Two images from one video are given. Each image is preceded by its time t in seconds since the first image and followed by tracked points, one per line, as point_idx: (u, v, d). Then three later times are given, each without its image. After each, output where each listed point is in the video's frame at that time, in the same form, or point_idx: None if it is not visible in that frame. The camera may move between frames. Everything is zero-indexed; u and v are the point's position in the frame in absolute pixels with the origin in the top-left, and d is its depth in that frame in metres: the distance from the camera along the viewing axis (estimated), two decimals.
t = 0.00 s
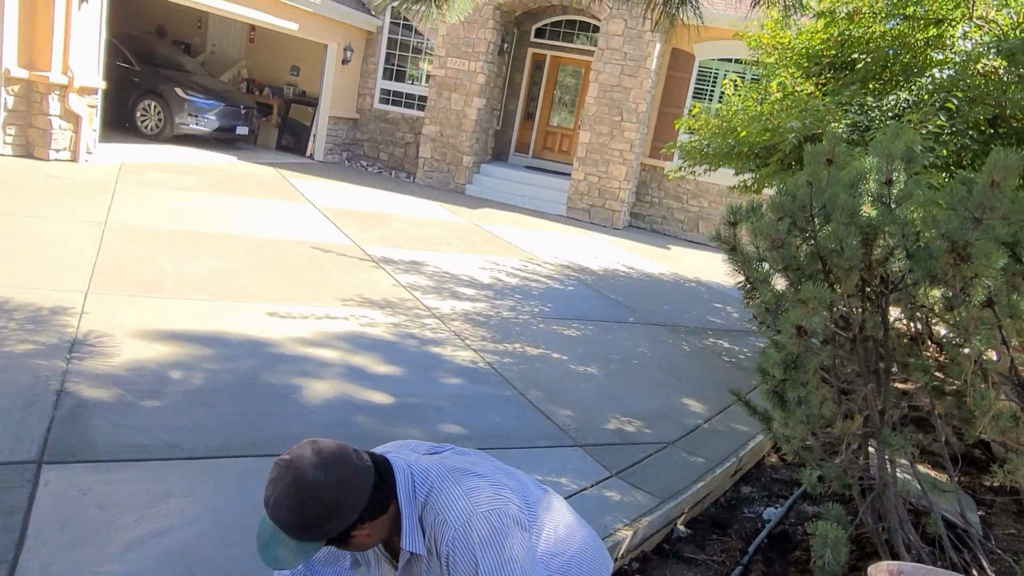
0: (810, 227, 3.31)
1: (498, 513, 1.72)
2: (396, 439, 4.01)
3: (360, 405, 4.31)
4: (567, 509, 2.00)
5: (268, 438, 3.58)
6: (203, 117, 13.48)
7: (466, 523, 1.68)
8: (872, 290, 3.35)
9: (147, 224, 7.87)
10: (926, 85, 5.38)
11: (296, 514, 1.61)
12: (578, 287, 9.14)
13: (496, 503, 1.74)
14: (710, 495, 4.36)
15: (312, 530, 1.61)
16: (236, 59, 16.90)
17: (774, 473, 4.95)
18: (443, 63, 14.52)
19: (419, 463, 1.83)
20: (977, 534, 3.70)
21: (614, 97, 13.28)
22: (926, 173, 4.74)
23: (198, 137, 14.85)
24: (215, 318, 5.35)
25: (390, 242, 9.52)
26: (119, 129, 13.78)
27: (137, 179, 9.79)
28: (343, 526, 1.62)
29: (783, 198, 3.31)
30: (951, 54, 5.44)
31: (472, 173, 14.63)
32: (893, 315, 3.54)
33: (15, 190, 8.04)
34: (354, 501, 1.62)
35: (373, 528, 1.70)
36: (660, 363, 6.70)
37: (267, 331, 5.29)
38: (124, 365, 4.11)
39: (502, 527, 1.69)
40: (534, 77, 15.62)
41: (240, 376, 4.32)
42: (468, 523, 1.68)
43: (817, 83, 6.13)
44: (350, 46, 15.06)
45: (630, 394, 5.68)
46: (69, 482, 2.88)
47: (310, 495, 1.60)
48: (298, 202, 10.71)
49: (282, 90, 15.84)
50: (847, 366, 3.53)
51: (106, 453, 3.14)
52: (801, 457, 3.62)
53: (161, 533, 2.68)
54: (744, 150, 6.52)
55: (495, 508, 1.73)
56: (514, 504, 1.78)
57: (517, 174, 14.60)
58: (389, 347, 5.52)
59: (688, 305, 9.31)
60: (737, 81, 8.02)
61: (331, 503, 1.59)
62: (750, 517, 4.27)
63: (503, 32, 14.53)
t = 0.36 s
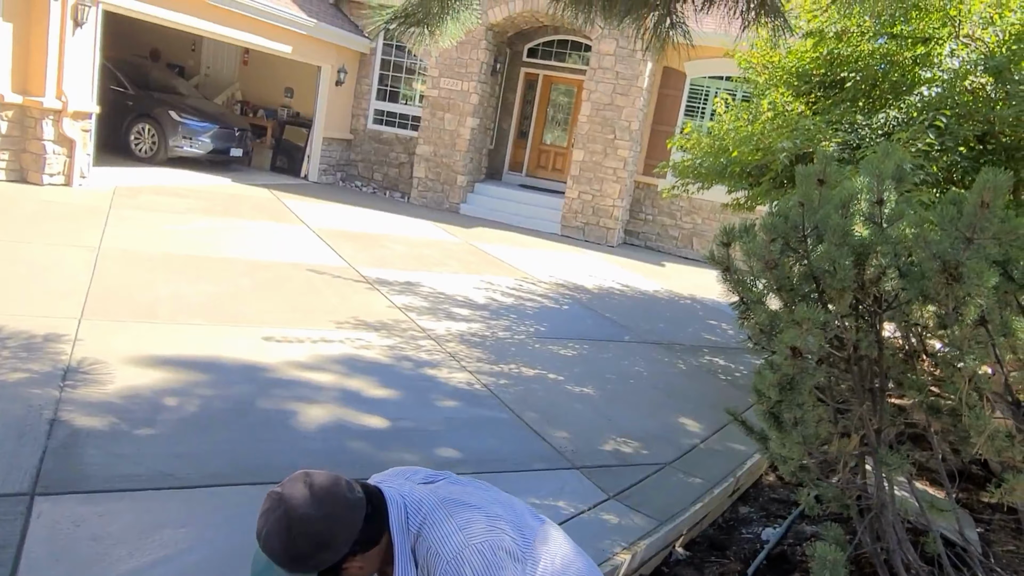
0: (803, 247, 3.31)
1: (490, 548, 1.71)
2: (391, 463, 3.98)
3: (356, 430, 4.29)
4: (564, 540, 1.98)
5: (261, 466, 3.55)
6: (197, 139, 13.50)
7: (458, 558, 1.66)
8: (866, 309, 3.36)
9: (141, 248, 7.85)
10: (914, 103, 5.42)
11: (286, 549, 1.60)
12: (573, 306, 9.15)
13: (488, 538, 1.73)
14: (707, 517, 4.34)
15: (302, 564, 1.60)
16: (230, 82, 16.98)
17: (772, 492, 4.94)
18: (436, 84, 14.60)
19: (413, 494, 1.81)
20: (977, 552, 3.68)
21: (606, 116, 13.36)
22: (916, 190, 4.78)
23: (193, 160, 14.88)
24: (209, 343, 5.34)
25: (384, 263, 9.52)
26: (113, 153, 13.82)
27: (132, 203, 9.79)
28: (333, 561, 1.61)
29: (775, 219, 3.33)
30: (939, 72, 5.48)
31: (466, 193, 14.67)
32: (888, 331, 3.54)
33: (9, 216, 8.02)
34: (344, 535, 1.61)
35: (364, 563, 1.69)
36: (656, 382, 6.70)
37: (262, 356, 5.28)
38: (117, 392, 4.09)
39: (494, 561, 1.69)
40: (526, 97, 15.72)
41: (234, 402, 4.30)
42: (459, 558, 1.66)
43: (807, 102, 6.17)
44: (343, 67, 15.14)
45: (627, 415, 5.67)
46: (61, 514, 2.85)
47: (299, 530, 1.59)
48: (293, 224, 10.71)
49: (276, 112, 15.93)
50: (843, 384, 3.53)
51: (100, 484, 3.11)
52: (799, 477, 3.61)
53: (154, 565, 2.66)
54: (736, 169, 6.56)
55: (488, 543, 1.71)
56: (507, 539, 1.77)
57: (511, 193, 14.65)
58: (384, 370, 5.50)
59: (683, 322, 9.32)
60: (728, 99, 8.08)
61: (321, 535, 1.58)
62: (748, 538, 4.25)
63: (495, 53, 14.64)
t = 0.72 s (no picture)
0: (798, 259, 3.32)
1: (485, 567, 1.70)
2: (389, 480, 3.97)
3: (353, 446, 4.28)
4: (562, 562, 1.97)
5: (258, 484, 3.54)
6: (193, 154, 13.51)
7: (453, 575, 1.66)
8: (861, 320, 3.37)
9: (138, 264, 7.85)
10: (907, 112, 5.45)
11: (282, 566, 1.61)
12: (570, 317, 9.15)
13: (485, 557, 1.73)
14: (707, 529, 4.33)
15: None
16: (225, 96, 17.03)
17: (771, 503, 4.93)
18: (431, 96, 14.65)
19: (411, 512, 1.81)
20: (976, 561, 3.67)
21: (601, 126, 13.41)
22: (910, 199, 4.80)
23: (189, 174, 14.90)
24: (206, 360, 5.33)
25: (381, 277, 9.52)
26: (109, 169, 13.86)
27: (127, 219, 9.78)
28: None
29: (769, 231, 3.34)
30: (931, 81, 5.52)
31: (463, 204, 14.71)
32: (883, 340, 3.55)
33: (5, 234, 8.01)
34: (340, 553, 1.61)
35: None
36: (654, 393, 6.69)
37: (259, 372, 5.27)
38: (114, 411, 4.08)
39: None
40: (521, 108, 15.78)
41: (231, 420, 4.28)
42: None
43: (800, 112, 6.21)
44: (338, 81, 15.19)
45: (625, 427, 5.66)
46: (58, 537, 2.84)
47: (295, 547, 1.60)
48: (289, 238, 10.72)
49: (272, 126, 15.90)
50: (840, 395, 3.52)
51: (97, 505, 3.10)
52: (798, 489, 3.60)
53: None
54: (731, 179, 6.59)
55: (483, 562, 1.71)
56: (504, 559, 1.76)
57: (507, 203, 14.69)
58: (381, 385, 5.49)
59: (680, 332, 9.34)
60: (722, 108, 8.12)
61: (316, 553, 1.59)
62: (748, 550, 4.24)
63: (490, 64, 14.71)
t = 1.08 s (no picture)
0: (796, 267, 3.32)
1: None
2: (389, 493, 3.96)
3: (353, 459, 4.27)
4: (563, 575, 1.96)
5: (258, 499, 3.52)
6: (192, 167, 13.55)
7: None
8: (860, 327, 3.37)
9: (137, 279, 7.84)
10: (903, 118, 5.44)
11: None
12: (570, 326, 9.15)
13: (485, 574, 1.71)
14: (709, 538, 4.31)
15: None
16: (224, 108, 17.05)
17: (774, 511, 4.92)
18: (429, 107, 14.68)
19: (409, 532, 1.81)
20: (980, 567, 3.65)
21: (599, 135, 13.44)
22: (906, 205, 4.81)
23: (188, 187, 14.92)
24: (205, 374, 5.33)
25: (380, 288, 9.52)
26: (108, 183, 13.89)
27: (126, 233, 9.79)
28: None
29: (767, 240, 3.34)
30: (926, 87, 5.55)
31: (462, 214, 14.74)
32: (883, 347, 3.54)
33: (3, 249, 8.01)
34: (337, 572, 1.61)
35: None
36: (654, 402, 6.68)
37: (259, 385, 5.26)
38: (113, 427, 4.07)
39: None
40: (519, 117, 15.82)
41: (231, 434, 4.28)
42: None
43: (797, 119, 6.23)
44: (336, 92, 15.23)
45: (627, 436, 5.64)
46: (57, 554, 2.83)
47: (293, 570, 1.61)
48: (288, 250, 10.72)
49: (270, 138, 15.92)
50: (840, 402, 3.52)
51: (97, 522, 3.09)
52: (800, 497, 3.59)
53: None
54: (728, 187, 6.60)
55: None
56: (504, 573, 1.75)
57: (506, 213, 14.72)
58: (381, 397, 5.49)
59: (680, 340, 9.33)
60: (719, 116, 8.14)
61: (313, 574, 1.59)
62: (750, 559, 4.22)
63: (487, 74, 14.75)
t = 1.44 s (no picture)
0: (794, 272, 3.31)
1: None
2: (389, 501, 3.95)
3: (353, 467, 4.27)
4: None
5: (258, 509, 3.52)
6: (189, 176, 13.55)
7: None
8: (858, 330, 3.37)
9: (135, 289, 7.83)
10: (899, 123, 5.49)
11: None
12: (569, 332, 9.15)
13: None
14: (710, 544, 4.30)
15: None
16: (221, 118, 17.07)
17: (774, 516, 4.91)
18: (426, 114, 14.71)
19: (407, 553, 1.76)
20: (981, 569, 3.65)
21: (596, 141, 13.46)
22: (904, 209, 4.81)
23: (186, 197, 14.93)
24: (204, 383, 5.32)
25: (378, 295, 9.52)
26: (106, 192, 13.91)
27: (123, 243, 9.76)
28: None
29: (765, 244, 3.32)
30: (921, 92, 5.59)
31: (460, 221, 14.75)
32: (881, 350, 3.54)
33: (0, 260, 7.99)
34: None
35: None
36: (653, 407, 6.68)
37: (257, 395, 5.25)
38: (112, 437, 4.06)
39: None
40: (516, 124, 15.85)
41: (231, 443, 4.27)
42: None
43: (793, 124, 6.23)
44: (333, 101, 15.25)
45: (626, 442, 5.64)
46: (57, 566, 2.82)
47: None
48: (285, 259, 10.71)
49: (268, 147, 15.98)
50: (840, 406, 3.51)
51: (96, 533, 3.08)
52: (800, 501, 3.58)
53: None
54: (725, 193, 6.61)
55: None
56: None
57: (504, 220, 14.73)
58: (380, 405, 5.48)
59: (679, 345, 9.33)
60: (716, 121, 8.16)
61: None
62: (751, 564, 4.22)
63: (485, 82, 14.79)
